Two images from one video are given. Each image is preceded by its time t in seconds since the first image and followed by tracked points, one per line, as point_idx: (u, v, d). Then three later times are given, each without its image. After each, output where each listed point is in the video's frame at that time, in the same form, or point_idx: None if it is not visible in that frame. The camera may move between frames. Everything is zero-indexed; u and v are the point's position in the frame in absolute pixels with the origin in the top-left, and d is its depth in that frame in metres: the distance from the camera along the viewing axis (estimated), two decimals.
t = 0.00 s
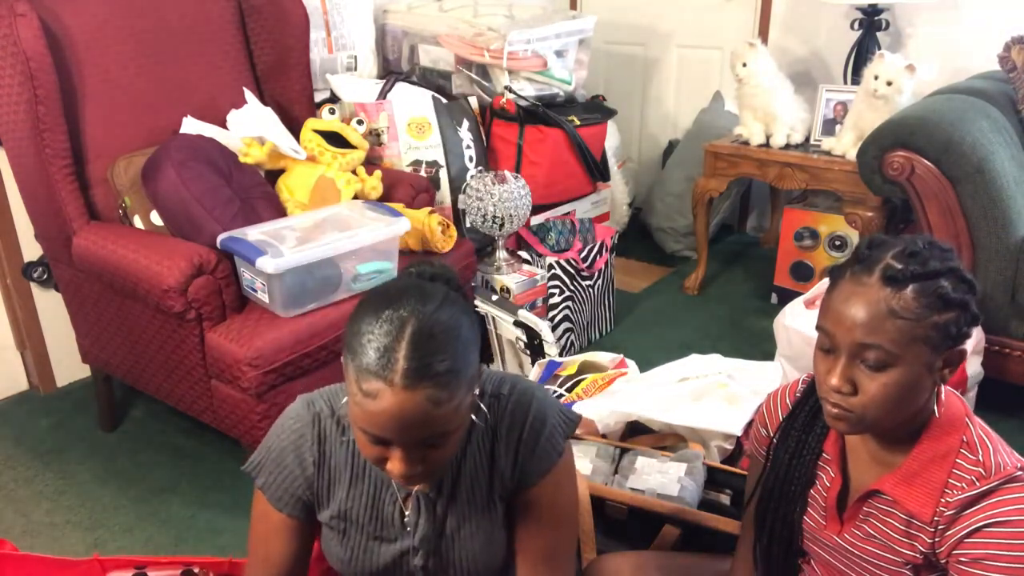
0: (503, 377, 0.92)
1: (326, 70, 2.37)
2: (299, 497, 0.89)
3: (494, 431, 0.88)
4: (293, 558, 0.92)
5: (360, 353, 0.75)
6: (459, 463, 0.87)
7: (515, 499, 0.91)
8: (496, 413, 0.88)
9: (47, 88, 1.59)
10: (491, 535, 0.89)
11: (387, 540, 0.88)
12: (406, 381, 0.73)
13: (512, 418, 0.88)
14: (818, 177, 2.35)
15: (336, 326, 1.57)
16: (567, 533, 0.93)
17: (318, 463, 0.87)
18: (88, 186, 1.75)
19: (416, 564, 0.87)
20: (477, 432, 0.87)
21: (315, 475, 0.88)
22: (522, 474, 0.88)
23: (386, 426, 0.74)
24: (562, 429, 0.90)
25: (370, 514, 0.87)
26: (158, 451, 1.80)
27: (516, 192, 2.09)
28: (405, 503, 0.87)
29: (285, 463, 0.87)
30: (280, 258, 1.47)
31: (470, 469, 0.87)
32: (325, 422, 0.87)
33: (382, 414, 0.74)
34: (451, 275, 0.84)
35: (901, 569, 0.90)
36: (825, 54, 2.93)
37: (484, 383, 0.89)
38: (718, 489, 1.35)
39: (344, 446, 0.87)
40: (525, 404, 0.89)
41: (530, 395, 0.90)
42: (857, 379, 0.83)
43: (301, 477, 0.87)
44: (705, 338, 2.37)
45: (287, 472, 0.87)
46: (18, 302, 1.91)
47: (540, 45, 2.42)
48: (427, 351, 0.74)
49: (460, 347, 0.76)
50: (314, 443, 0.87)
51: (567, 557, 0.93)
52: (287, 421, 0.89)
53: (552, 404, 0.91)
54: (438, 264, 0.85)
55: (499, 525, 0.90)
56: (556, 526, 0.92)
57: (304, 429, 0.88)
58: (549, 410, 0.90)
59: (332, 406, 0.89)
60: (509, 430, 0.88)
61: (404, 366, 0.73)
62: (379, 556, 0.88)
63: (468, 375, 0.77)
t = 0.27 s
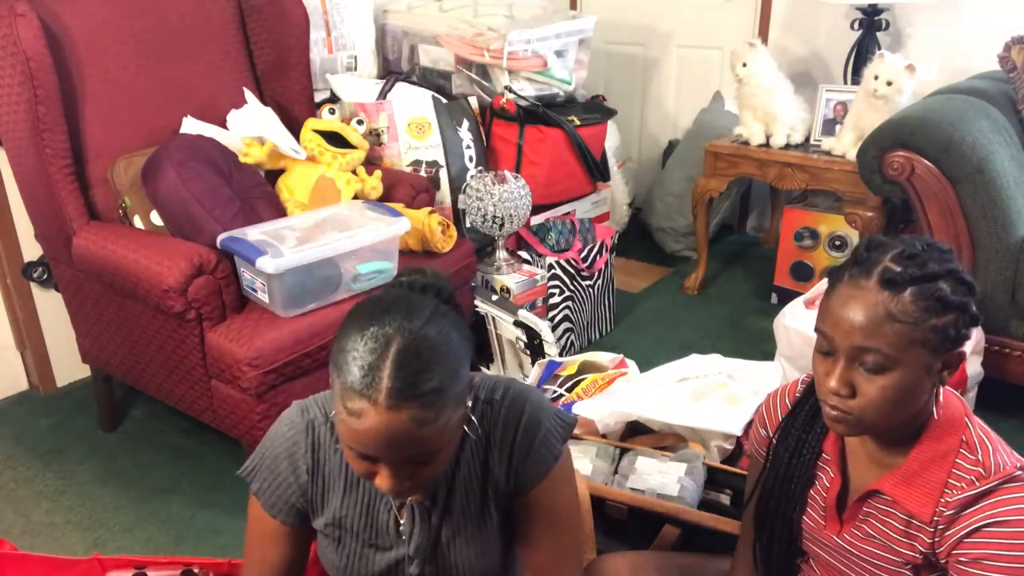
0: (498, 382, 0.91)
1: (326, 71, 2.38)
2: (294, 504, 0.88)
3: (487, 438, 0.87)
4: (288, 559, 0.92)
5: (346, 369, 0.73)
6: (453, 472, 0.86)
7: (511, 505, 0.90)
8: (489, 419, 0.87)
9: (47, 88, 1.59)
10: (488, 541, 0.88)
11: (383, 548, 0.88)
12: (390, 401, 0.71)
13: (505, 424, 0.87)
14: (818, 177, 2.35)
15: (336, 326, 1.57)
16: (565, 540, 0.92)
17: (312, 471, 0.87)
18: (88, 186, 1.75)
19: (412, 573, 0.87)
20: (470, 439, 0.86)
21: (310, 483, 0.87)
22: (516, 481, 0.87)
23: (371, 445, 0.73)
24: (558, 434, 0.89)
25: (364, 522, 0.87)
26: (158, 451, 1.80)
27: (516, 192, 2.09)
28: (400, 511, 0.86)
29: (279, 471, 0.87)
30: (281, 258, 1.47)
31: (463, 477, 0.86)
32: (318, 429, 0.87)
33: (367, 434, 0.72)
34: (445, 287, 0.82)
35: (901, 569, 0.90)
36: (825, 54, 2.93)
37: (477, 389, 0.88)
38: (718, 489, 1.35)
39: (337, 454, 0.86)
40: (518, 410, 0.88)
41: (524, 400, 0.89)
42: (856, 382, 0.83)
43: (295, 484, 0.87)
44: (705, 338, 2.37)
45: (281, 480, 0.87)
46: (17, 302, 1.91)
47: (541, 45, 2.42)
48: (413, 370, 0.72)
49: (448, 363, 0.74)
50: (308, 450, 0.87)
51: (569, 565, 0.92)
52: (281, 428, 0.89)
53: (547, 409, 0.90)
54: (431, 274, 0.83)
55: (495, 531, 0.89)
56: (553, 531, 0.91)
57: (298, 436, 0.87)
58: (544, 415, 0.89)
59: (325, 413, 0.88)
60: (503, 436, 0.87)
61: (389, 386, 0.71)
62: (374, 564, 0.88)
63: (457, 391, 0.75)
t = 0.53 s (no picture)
0: (496, 387, 0.90)
1: (326, 71, 2.38)
2: (293, 510, 0.88)
3: (486, 445, 0.86)
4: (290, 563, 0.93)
5: (340, 381, 0.71)
6: (452, 479, 0.85)
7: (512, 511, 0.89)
8: (488, 426, 0.87)
9: (47, 88, 1.59)
10: (487, 548, 0.88)
11: (382, 555, 0.88)
12: (384, 416, 0.69)
13: (504, 431, 0.86)
14: (818, 176, 2.35)
15: (336, 325, 1.57)
16: (570, 549, 0.90)
17: (311, 478, 0.87)
18: (88, 186, 1.75)
19: None
20: (469, 447, 0.86)
21: (309, 490, 0.87)
22: (516, 488, 0.86)
23: (366, 459, 0.71)
24: (558, 441, 0.87)
25: (364, 530, 0.87)
26: (158, 451, 1.80)
27: (516, 192, 2.09)
28: (399, 519, 0.86)
29: (278, 477, 0.87)
30: (280, 258, 1.48)
31: (462, 484, 0.86)
32: (317, 435, 0.87)
33: (361, 448, 0.70)
34: (445, 295, 0.79)
35: (901, 569, 0.90)
36: (825, 54, 2.93)
37: (476, 396, 0.87)
38: (718, 489, 1.35)
39: (335, 461, 0.86)
40: (517, 416, 0.87)
41: (523, 406, 0.88)
42: (856, 384, 0.83)
43: (294, 491, 0.87)
44: (705, 338, 2.37)
45: (281, 486, 0.87)
46: (17, 302, 1.91)
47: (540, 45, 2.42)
48: (407, 383, 0.69)
49: (445, 375, 0.71)
50: (306, 456, 0.86)
51: (579, 575, 0.90)
52: (279, 434, 0.89)
53: (546, 415, 0.89)
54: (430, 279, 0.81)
55: (495, 538, 0.89)
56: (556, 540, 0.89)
57: (296, 443, 0.87)
58: (543, 422, 0.87)
59: (324, 419, 0.88)
60: (502, 443, 0.86)
61: (382, 399, 0.69)
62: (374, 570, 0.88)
63: (454, 403, 0.73)
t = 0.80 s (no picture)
0: (499, 390, 0.90)
1: (326, 71, 2.38)
2: (295, 512, 0.88)
3: (489, 448, 0.86)
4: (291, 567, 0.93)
5: (341, 386, 0.71)
6: (454, 482, 0.85)
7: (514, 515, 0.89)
8: (491, 429, 0.87)
9: (47, 88, 1.59)
10: (490, 550, 0.88)
11: (384, 557, 0.88)
12: (384, 421, 0.69)
13: (507, 435, 0.86)
14: (818, 176, 2.35)
15: (335, 325, 1.57)
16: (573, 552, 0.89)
17: (314, 480, 0.87)
18: (88, 185, 1.75)
19: None
20: (473, 449, 0.86)
21: (312, 491, 0.87)
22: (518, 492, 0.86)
23: (366, 464, 0.71)
24: (560, 446, 0.86)
25: (366, 531, 0.87)
26: (157, 451, 1.80)
27: (516, 192, 2.09)
28: (401, 521, 0.86)
29: (280, 479, 0.87)
30: (280, 258, 1.48)
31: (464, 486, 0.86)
32: (321, 437, 0.87)
33: (362, 453, 0.70)
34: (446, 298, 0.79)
35: (901, 569, 0.90)
36: (825, 54, 2.93)
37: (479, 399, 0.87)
38: (718, 489, 1.35)
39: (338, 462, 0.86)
40: (520, 420, 0.87)
41: (526, 409, 0.88)
42: (856, 386, 0.83)
43: (297, 492, 0.87)
44: (705, 338, 2.37)
45: (283, 487, 0.87)
46: (17, 302, 1.91)
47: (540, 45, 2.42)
48: (408, 388, 0.69)
49: (447, 379, 0.71)
50: (310, 458, 0.87)
51: None
52: (282, 435, 0.89)
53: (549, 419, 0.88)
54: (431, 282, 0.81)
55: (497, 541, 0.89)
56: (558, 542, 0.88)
57: (300, 445, 0.87)
58: (546, 424, 0.87)
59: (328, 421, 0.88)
60: (505, 446, 0.86)
61: (382, 405, 0.69)
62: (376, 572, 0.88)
63: (455, 408, 0.72)
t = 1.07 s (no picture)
0: (499, 389, 0.90)
1: (326, 71, 2.38)
2: (294, 513, 0.88)
3: (491, 447, 0.86)
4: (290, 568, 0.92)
5: (343, 379, 0.71)
6: (455, 481, 0.85)
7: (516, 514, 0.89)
8: (492, 428, 0.87)
9: (47, 88, 1.59)
10: (491, 549, 0.88)
11: (384, 557, 0.87)
12: (386, 414, 0.69)
13: (508, 433, 0.86)
14: (818, 176, 2.35)
15: (335, 325, 1.57)
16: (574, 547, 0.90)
17: (313, 480, 0.87)
18: (88, 185, 1.75)
19: None
20: (474, 448, 0.86)
21: (311, 492, 0.87)
22: (521, 489, 0.86)
23: (368, 457, 0.70)
24: (562, 442, 0.87)
25: (366, 532, 0.87)
26: (157, 451, 1.80)
27: (516, 192, 2.09)
28: (401, 521, 0.86)
29: (279, 480, 0.87)
30: (280, 258, 1.48)
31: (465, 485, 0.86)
32: (319, 438, 0.87)
33: (364, 446, 0.70)
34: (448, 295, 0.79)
35: (901, 569, 0.90)
36: (825, 54, 2.93)
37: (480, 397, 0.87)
38: (718, 489, 1.35)
39: (337, 462, 0.86)
40: (521, 417, 0.87)
41: (527, 408, 0.88)
42: (855, 387, 0.83)
43: (296, 493, 0.87)
44: (705, 338, 2.37)
45: (282, 489, 0.87)
46: (17, 302, 1.91)
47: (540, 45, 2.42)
48: (410, 381, 0.69)
49: (448, 373, 0.71)
50: (308, 458, 0.86)
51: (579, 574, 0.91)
52: (280, 436, 0.88)
53: (550, 417, 0.89)
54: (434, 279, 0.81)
55: (499, 540, 0.88)
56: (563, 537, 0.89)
57: (298, 446, 0.87)
58: (548, 422, 0.87)
59: (326, 421, 0.88)
60: (506, 444, 0.86)
61: (384, 398, 0.69)
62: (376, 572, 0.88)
63: (456, 402, 0.72)
